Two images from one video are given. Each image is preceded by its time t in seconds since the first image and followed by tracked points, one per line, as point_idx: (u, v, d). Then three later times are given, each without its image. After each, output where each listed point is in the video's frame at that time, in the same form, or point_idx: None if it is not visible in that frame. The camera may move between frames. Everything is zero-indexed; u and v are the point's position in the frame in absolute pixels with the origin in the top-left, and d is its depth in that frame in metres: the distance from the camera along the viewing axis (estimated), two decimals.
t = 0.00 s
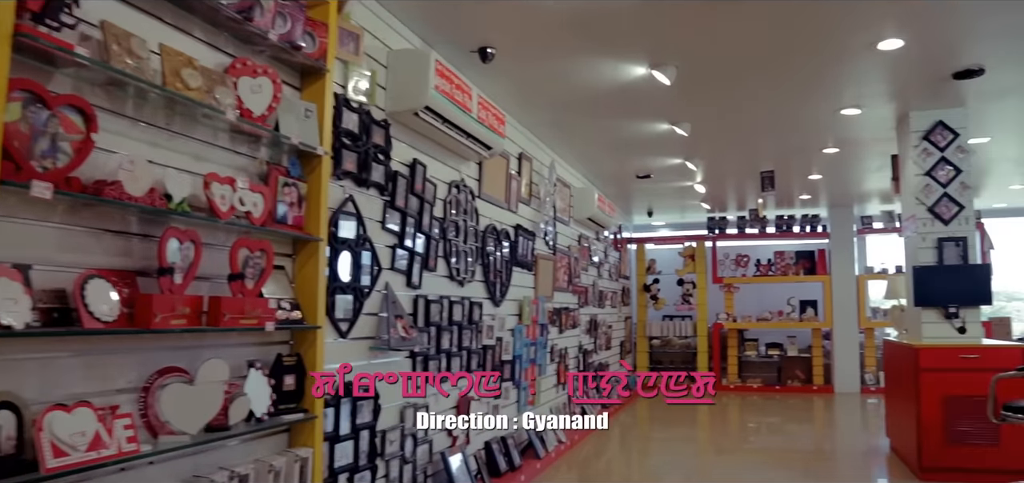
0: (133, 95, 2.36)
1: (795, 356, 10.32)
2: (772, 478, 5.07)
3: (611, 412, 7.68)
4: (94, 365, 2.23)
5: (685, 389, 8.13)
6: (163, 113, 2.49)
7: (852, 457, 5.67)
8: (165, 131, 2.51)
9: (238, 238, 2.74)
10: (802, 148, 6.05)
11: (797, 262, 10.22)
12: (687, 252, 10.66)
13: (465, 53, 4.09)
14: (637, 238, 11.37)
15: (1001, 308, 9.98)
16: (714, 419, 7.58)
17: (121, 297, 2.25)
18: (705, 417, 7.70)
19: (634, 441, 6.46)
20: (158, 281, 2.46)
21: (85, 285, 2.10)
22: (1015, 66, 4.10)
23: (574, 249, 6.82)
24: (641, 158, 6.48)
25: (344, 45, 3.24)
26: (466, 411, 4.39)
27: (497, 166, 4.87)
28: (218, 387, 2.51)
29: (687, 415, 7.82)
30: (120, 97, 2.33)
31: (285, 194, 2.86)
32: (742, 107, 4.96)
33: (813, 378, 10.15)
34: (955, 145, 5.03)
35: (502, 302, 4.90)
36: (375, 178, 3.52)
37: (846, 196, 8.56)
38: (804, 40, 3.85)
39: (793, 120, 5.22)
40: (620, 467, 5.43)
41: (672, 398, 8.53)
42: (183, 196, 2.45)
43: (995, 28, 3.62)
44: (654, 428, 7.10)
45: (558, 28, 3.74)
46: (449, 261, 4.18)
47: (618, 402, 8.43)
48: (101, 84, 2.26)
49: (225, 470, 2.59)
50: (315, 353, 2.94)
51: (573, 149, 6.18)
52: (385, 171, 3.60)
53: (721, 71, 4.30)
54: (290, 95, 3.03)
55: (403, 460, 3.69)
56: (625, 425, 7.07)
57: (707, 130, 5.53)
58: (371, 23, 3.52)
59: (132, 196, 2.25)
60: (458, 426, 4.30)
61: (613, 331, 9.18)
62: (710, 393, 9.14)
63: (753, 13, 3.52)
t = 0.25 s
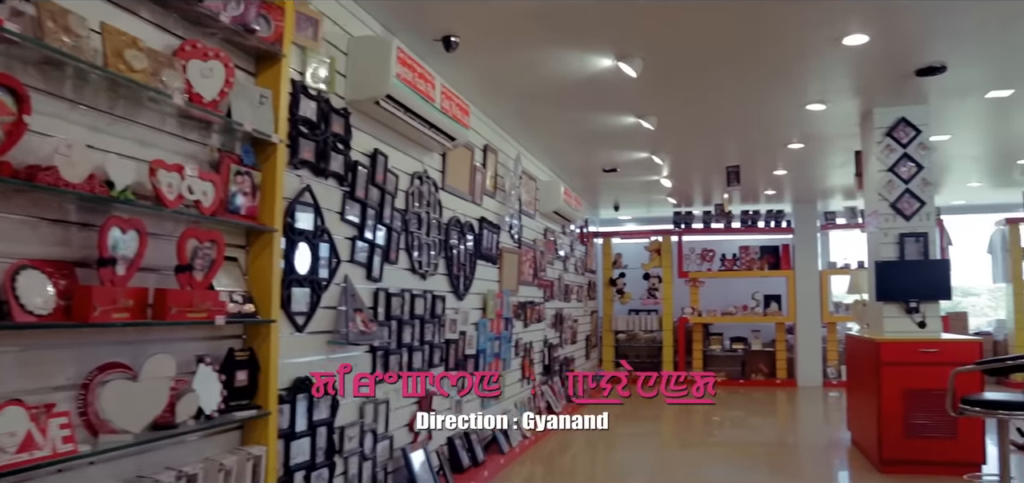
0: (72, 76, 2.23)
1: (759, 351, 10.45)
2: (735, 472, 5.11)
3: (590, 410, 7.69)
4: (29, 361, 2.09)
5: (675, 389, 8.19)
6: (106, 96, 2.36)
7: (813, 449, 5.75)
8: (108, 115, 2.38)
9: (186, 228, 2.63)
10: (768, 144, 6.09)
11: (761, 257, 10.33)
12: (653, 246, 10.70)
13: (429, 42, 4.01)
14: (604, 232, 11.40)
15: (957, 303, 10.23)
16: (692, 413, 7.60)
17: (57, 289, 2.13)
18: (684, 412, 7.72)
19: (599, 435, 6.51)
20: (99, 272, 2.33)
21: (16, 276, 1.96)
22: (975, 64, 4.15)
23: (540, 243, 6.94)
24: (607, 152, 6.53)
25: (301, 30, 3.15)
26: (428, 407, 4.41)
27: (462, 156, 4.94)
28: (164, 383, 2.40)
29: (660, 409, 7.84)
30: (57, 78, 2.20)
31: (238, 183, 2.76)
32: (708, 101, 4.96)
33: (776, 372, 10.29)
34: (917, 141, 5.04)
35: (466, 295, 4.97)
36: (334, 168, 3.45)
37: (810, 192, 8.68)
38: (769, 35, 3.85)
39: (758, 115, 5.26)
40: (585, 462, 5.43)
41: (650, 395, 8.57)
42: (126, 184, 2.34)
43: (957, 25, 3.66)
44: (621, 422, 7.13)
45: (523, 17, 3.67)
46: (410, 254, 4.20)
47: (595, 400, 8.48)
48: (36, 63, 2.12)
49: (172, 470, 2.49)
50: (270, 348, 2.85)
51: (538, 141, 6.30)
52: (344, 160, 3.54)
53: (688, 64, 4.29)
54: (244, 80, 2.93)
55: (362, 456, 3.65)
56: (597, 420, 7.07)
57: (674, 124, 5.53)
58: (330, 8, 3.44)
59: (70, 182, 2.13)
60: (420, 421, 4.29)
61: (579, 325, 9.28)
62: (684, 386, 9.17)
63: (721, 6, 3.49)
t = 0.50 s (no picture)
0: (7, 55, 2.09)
1: (727, 345, 10.56)
2: (704, 466, 5.13)
3: (585, 408, 7.61)
4: None
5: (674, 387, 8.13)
6: (47, 78, 2.23)
7: (780, 443, 5.81)
8: (48, 98, 2.25)
9: (134, 219, 2.51)
10: (737, 139, 6.12)
11: (730, 252, 10.41)
12: (622, 241, 10.71)
13: (395, 30, 3.92)
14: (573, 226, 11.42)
15: (920, 298, 10.41)
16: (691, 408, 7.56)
17: None
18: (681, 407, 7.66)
19: (567, 429, 6.52)
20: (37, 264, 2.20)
21: None
22: (939, 61, 4.19)
23: (508, 236, 7.19)
24: (577, 145, 6.62)
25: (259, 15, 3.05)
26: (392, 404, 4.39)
27: (429, 146, 5.03)
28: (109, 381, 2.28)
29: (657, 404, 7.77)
30: None
31: (191, 171, 2.65)
32: (677, 95, 4.95)
33: (743, 366, 10.40)
34: (884, 138, 5.03)
35: (432, 290, 5.03)
36: (294, 157, 3.38)
37: (777, 188, 8.77)
38: (738, 30, 3.83)
39: (727, 110, 5.28)
40: (554, 458, 5.40)
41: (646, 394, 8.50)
42: (69, 171, 2.21)
43: (923, 22, 3.67)
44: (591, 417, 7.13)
45: (491, 6, 3.60)
46: (375, 247, 4.17)
47: (594, 399, 8.40)
48: None
49: (119, 471, 2.38)
50: (224, 344, 2.74)
51: (505, 134, 6.44)
52: (305, 150, 3.47)
53: (658, 58, 4.26)
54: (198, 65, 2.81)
55: (324, 454, 3.58)
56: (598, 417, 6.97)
57: (643, 118, 5.52)
58: None
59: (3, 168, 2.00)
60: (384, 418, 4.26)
61: (547, 320, 9.37)
62: (683, 383, 9.13)
63: None
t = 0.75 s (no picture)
0: None
1: (695, 340, 10.63)
2: (671, 461, 5.14)
3: (582, 409, 7.35)
4: None
5: (672, 387, 7.97)
6: None
7: (747, 437, 5.85)
8: None
9: (76, 207, 2.37)
10: (706, 133, 6.12)
11: (698, 247, 10.47)
12: (591, 236, 10.74)
13: (359, 17, 3.81)
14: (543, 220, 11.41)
15: (884, 294, 10.54)
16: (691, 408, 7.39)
17: None
18: (680, 406, 7.50)
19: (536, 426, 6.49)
20: None
21: None
22: (905, 58, 4.22)
23: (476, 230, 7.19)
24: (545, 138, 6.60)
25: None
26: (354, 401, 4.33)
27: (395, 137, 4.95)
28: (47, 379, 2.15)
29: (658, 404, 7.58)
30: None
31: (139, 158, 2.51)
32: (647, 88, 4.92)
33: (711, 361, 10.48)
34: (852, 134, 5.05)
35: (397, 284, 4.98)
36: (252, 146, 3.28)
37: (746, 183, 8.84)
38: (706, 23, 3.81)
39: (695, 105, 5.28)
40: (522, 456, 5.35)
41: (645, 393, 8.24)
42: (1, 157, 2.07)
43: (889, 19, 3.69)
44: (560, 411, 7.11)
45: None
46: (337, 240, 4.10)
47: (593, 399, 8.05)
48: None
49: (58, 474, 2.26)
50: (174, 340, 2.60)
51: (473, 127, 6.41)
52: (264, 139, 3.37)
53: (626, 50, 4.22)
54: (147, 48, 2.67)
55: (283, 453, 3.48)
56: (601, 418, 6.78)
57: (612, 111, 5.48)
58: None
59: None
60: (345, 415, 4.19)
61: (516, 314, 9.38)
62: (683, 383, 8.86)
63: None
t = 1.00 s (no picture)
0: None
1: (664, 331, 10.65)
2: (641, 452, 5.15)
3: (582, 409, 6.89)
4: None
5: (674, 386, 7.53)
6: None
7: (717, 427, 5.88)
8: None
9: (13, 192, 2.21)
10: (678, 124, 6.10)
11: (668, 238, 10.51)
12: (561, 227, 10.75)
13: None
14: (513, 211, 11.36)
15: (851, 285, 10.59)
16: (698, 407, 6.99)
17: None
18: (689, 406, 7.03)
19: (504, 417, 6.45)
20: None
21: None
22: (873, 50, 4.24)
23: (445, 221, 7.11)
24: (515, 127, 6.53)
25: None
26: (318, 394, 4.22)
27: (361, 124, 4.83)
28: None
29: (658, 403, 7.14)
30: None
31: (84, 141, 2.35)
32: (618, 77, 4.87)
33: (681, 352, 10.53)
34: (822, 125, 5.06)
35: (363, 274, 4.87)
36: (209, 131, 3.14)
37: (716, 175, 8.88)
38: (679, 11, 3.76)
39: (666, 95, 5.25)
40: (491, 449, 5.29)
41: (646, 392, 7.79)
42: None
43: (859, 11, 3.69)
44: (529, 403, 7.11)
45: None
46: (300, 229, 3.98)
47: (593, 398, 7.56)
48: None
49: None
50: (123, 333, 2.46)
51: (442, 115, 6.31)
52: (221, 123, 3.24)
53: (598, 37, 4.16)
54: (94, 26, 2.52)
55: (243, 448, 3.37)
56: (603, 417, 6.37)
57: (583, 100, 5.42)
58: None
59: None
60: (308, 409, 4.09)
61: (485, 305, 9.33)
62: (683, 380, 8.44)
63: None
